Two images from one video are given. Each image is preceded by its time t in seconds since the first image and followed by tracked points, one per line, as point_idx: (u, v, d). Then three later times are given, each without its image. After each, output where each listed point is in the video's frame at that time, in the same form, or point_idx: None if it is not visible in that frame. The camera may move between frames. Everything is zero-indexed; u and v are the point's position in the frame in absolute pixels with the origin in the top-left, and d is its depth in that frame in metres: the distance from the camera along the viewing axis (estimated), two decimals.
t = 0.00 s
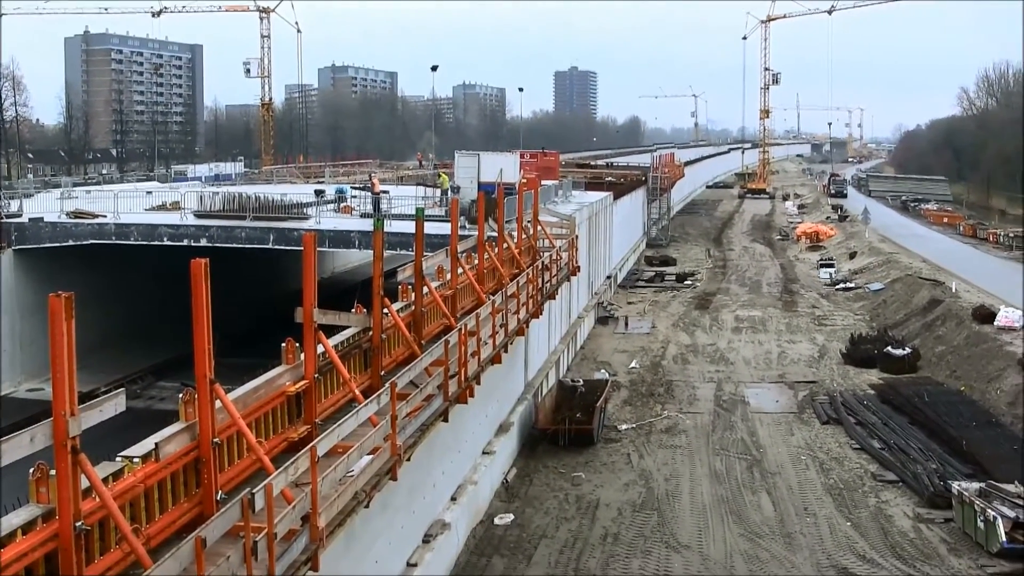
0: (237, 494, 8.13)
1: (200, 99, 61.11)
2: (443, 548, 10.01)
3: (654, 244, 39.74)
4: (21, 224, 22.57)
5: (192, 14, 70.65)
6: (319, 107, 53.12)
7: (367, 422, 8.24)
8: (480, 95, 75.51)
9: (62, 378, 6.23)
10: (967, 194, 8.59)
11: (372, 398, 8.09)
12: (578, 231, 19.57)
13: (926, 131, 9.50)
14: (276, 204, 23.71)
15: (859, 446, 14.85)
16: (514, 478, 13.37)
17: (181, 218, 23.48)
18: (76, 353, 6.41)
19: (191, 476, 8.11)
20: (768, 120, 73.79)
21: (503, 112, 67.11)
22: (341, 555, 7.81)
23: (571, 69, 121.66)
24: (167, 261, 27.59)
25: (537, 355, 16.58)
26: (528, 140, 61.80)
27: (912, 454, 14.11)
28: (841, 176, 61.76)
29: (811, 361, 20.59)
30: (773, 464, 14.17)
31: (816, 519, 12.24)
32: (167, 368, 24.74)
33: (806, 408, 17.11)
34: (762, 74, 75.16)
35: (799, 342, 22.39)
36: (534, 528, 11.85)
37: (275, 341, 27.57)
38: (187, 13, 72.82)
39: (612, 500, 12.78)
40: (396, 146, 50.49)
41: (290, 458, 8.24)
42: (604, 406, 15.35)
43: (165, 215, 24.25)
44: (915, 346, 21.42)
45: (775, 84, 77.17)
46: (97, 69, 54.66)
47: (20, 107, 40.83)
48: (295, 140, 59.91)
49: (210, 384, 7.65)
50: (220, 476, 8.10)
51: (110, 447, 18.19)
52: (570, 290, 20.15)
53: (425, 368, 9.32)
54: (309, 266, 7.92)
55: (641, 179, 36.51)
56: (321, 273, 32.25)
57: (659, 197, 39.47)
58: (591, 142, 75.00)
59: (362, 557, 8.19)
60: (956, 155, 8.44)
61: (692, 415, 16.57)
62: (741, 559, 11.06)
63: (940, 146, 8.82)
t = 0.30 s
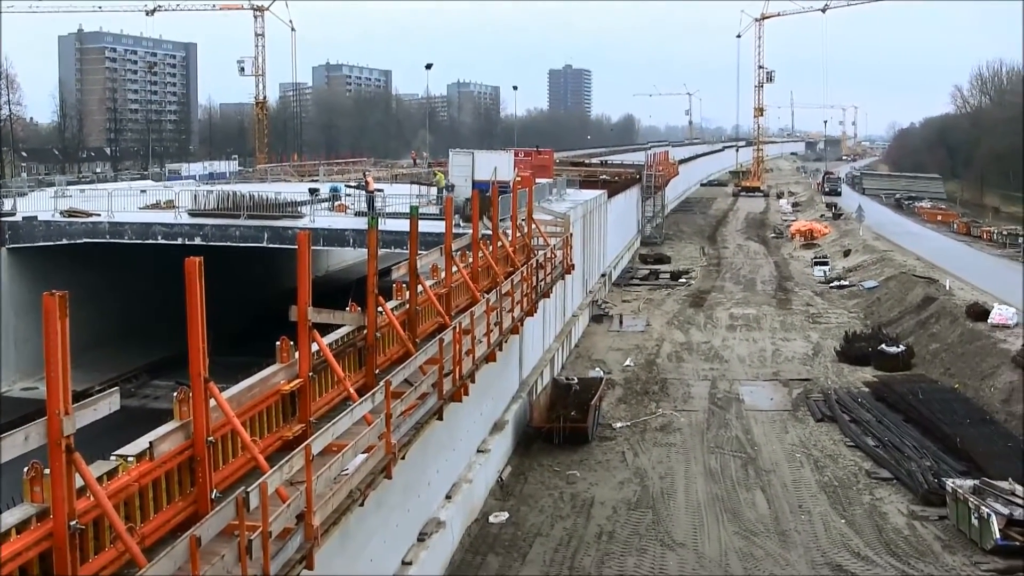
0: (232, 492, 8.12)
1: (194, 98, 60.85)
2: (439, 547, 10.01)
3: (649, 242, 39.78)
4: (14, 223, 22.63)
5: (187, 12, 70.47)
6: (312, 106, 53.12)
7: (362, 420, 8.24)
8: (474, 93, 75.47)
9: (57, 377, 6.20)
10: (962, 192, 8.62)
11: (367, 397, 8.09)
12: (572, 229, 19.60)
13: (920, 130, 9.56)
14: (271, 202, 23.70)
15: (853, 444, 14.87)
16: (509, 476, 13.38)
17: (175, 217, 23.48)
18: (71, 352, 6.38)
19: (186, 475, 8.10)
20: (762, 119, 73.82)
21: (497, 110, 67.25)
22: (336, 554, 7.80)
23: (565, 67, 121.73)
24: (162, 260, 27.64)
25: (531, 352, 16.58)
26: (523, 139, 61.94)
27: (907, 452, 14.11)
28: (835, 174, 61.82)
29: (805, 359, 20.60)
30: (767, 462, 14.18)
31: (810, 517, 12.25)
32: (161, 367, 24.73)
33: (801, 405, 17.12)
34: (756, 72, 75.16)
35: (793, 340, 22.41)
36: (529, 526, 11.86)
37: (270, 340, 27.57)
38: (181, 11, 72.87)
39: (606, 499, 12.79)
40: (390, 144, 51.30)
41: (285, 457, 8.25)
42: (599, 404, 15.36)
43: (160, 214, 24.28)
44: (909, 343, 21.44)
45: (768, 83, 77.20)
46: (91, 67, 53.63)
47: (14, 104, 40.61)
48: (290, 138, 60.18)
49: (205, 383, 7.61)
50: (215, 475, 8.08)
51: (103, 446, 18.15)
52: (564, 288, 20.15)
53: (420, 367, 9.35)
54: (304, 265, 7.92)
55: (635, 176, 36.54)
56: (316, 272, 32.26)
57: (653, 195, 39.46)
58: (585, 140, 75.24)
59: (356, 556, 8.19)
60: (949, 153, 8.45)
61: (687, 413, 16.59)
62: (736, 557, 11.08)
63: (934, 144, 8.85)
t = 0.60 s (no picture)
0: (226, 491, 8.11)
1: (188, 95, 60.70)
2: (433, 545, 10.01)
3: (643, 241, 39.81)
4: (8, 221, 22.56)
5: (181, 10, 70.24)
6: (307, 105, 53.19)
7: (357, 419, 8.24)
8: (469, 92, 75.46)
9: (51, 374, 6.17)
10: (956, 190, 8.67)
11: (362, 396, 8.08)
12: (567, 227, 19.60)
13: (912, 129, 9.64)
14: (266, 201, 23.67)
15: (847, 443, 14.90)
16: (504, 474, 13.38)
17: (170, 215, 23.45)
18: (65, 349, 6.35)
19: (180, 473, 8.07)
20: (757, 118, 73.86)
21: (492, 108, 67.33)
22: (330, 552, 7.78)
23: (560, 66, 121.81)
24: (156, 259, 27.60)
25: (526, 351, 16.56)
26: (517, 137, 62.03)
27: (901, 451, 14.15)
28: (829, 173, 61.88)
29: (800, 358, 20.62)
30: (761, 461, 14.19)
31: (804, 515, 12.26)
32: (156, 366, 24.69)
33: (795, 404, 17.15)
34: (751, 71, 75.19)
35: (788, 339, 22.43)
36: (523, 525, 11.86)
37: (264, 338, 27.53)
38: (174, 9, 72.65)
39: (601, 497, 12.80)
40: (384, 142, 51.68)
41: (279, 455, 8.24)
42: (593, 403, 15.36)
43: (154, 212, 24.23)
44: (903, 342, 21.48)
45: (763, 82, 77.26)
46: (85, 65, 52.29)
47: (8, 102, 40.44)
48: (284, 136, 60.29)
49: (199, 381, 7.58)
50: (209, 474, 8.06)
51: (96, 445, 18.10)
52: (559, 287, 20.11)
53: (415, 366, 9.35)
54: (298, 263, 7.91)
55: (630, 176, 36.56)
56: (310, 270, 32.22)
57: (648, 194, 39.47)
58: (580, 139, 75.29)
59: (351, 554, 8.17)
60: (943, 152, 8.47)
61: (681, 411, 16.60)
62: (730, 555, 11.09)
63: (927, 143, 8.89)
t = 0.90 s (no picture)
0: (218, 489, 8.10)
1: (181, 93, 60.41)
2: (425, 544, 10.02)
3: (636, 239, 39.84)
4: None
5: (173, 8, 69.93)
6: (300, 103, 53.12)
7: (349, 417, 8.24)
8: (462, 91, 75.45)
9: (42, 372, 6.15)
10: (948, 190, 8.69)
11: (354, 394, 8.08)
12: (559, 226, 19.61)
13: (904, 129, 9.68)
14: (258, 199, 23.67)
15: (839, 441, 14.92)
16: (496, 473, 13.38)
17: (162, 212, 23.39)
18: (57, 347, 6.33)
19: (172, 472, 8.06)
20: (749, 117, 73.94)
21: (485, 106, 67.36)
22: (322, 550, 7.78)
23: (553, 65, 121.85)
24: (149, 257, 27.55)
25: (518, 350, 16.55)
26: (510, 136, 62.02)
27: (892, 449, 14.17)
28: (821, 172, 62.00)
29: (791, 356, 20.65)
30: (753, 460, 14.21)
31: (796, 514, 12.28)
32: (149, 365, 24.66)
33: (787, 403, 17.18)
34: (743, 70, 75.25)
35: (779, 337, 22.45)
36: (515, 523, 11.88)
37: (257, 337, 27.52)
38: (165, 7, 72.22)
39: (592, 496, 12.81)
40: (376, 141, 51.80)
41: (271, 454, 8.24)
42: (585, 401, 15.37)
43: (146, 209, 24.20)
44: (895, 341, 21.52)
45: (756, 81, 77.31)
46: (77, 63, 50.79)
47: None
48: (276, 135, 60.24)
49: (192, 380, 7.57)
50: (201, 472, 8.05)
51: (87, 443, 18.04)
52: (551, 286, 20.10)
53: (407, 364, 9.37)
54: (290, 262, 7.91)
55: (622, 174, 36.57)
56: (302, 268, 32.20)
57: (641, 192, 39.49)
58: (572, 138, 75.30)
59: (343, 553, 8.17)
60: (936, 152, 8.50)
61: (673, 410, 16.63)
62: (721, 554, 11.10)
63: (919, 144, 8.92)
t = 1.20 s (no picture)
0: (212, 488, 8.09)
1: (175, 93, 60.34)
2: (419, 543, 10.01)
3: (630, 238, 39.86)
4: None
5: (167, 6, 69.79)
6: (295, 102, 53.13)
7: (342, 416, 8.24)
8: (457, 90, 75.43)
9: (35, 371, 6.13)
10: (941, 188, 8.70)
11: (348, 394, 8.08)
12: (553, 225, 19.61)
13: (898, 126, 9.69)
14: (252, 198, 23.66)
15: (833, 440, 14.93)
16: (490, 472, 13.38)
17: (156, 211, 23.38)
18: (49, 346, 6.32)
19: (165, 471, 8.04)
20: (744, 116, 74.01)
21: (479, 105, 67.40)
22: (316, 549, 7.77)
23: (547, 64, 121.93)
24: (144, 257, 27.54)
25: (512, 349, 16.55)
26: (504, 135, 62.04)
27: (886, 448, 14.19)
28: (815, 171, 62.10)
29: (785, 355, 20.66)
30: (747, 458, 14.22)
31: (790, 512, 12.29)
32: (143, 364, 24.64)
33: (780, 401, 17.19)
34: (737, 68, 75.32)
35: (773, 336, 22.46)
36: (510, 522, 11.88)
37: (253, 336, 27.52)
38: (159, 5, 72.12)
39: (587, 494, 12.81)
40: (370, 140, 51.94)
41: (264, 453, 8.23)
42: (579, 400, 15.37)
43: (140, 208, 24.19)
44: (889, 340, 21.53)
45: (750, 79, 77.36)
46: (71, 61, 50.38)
47: None
48: (270, 134, 60.25)
49: (185, 379, 7.56)
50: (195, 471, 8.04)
51: (80, 442, 18.01)
52: (544, 284, 20.11)
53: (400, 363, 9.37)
54: (284, 260, 7.91)
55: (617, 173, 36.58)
56: (297, 267, 32.20)
57: (635, 191, 39.52)
58: (566, 136, 75.31)
59: (336, 551, 8.17)
60: (929, 151, 8.50)
61: (667, 408, 16.64)
62: (715, 552, 11.10)
63: (913, 143, 8.92)
